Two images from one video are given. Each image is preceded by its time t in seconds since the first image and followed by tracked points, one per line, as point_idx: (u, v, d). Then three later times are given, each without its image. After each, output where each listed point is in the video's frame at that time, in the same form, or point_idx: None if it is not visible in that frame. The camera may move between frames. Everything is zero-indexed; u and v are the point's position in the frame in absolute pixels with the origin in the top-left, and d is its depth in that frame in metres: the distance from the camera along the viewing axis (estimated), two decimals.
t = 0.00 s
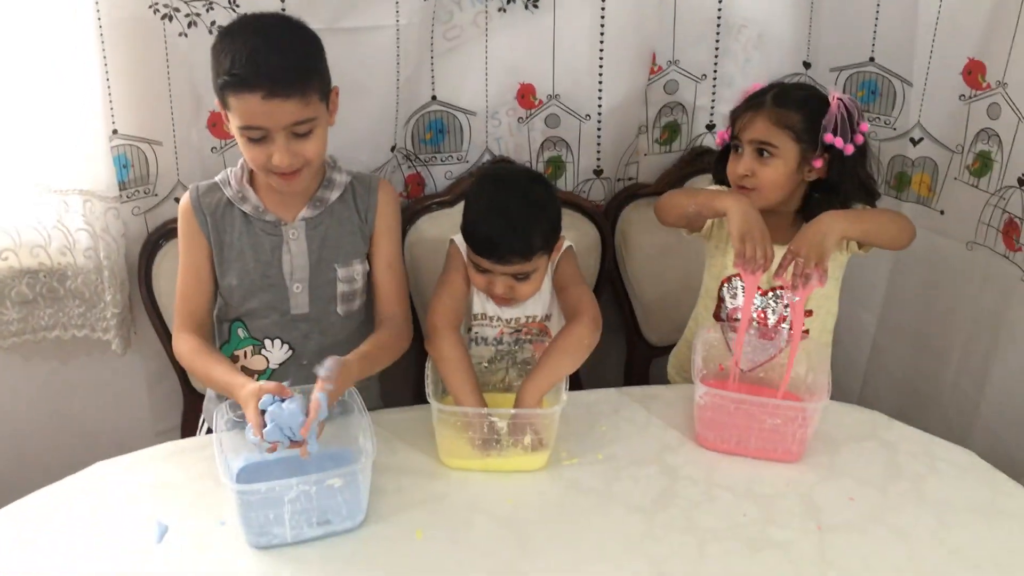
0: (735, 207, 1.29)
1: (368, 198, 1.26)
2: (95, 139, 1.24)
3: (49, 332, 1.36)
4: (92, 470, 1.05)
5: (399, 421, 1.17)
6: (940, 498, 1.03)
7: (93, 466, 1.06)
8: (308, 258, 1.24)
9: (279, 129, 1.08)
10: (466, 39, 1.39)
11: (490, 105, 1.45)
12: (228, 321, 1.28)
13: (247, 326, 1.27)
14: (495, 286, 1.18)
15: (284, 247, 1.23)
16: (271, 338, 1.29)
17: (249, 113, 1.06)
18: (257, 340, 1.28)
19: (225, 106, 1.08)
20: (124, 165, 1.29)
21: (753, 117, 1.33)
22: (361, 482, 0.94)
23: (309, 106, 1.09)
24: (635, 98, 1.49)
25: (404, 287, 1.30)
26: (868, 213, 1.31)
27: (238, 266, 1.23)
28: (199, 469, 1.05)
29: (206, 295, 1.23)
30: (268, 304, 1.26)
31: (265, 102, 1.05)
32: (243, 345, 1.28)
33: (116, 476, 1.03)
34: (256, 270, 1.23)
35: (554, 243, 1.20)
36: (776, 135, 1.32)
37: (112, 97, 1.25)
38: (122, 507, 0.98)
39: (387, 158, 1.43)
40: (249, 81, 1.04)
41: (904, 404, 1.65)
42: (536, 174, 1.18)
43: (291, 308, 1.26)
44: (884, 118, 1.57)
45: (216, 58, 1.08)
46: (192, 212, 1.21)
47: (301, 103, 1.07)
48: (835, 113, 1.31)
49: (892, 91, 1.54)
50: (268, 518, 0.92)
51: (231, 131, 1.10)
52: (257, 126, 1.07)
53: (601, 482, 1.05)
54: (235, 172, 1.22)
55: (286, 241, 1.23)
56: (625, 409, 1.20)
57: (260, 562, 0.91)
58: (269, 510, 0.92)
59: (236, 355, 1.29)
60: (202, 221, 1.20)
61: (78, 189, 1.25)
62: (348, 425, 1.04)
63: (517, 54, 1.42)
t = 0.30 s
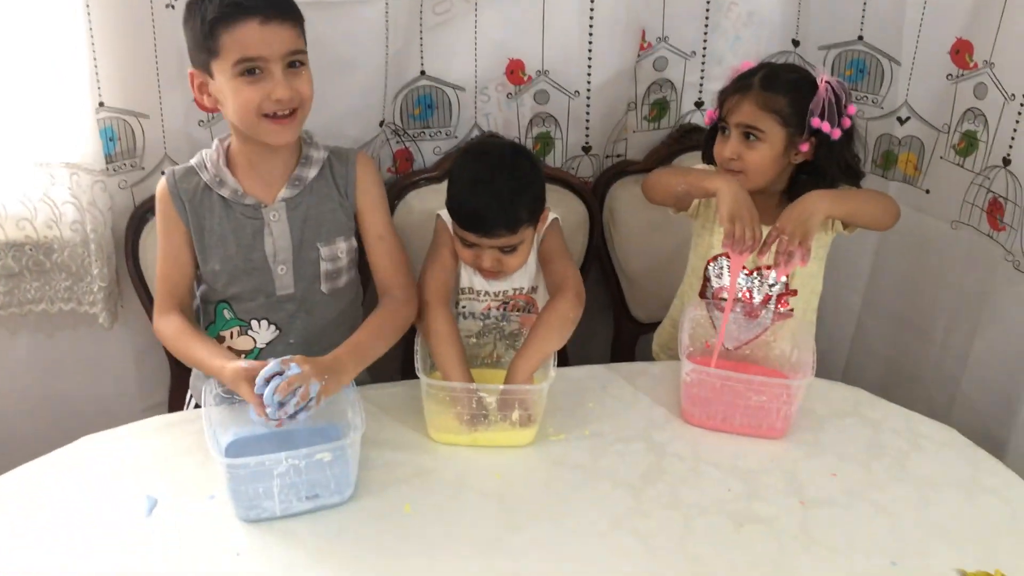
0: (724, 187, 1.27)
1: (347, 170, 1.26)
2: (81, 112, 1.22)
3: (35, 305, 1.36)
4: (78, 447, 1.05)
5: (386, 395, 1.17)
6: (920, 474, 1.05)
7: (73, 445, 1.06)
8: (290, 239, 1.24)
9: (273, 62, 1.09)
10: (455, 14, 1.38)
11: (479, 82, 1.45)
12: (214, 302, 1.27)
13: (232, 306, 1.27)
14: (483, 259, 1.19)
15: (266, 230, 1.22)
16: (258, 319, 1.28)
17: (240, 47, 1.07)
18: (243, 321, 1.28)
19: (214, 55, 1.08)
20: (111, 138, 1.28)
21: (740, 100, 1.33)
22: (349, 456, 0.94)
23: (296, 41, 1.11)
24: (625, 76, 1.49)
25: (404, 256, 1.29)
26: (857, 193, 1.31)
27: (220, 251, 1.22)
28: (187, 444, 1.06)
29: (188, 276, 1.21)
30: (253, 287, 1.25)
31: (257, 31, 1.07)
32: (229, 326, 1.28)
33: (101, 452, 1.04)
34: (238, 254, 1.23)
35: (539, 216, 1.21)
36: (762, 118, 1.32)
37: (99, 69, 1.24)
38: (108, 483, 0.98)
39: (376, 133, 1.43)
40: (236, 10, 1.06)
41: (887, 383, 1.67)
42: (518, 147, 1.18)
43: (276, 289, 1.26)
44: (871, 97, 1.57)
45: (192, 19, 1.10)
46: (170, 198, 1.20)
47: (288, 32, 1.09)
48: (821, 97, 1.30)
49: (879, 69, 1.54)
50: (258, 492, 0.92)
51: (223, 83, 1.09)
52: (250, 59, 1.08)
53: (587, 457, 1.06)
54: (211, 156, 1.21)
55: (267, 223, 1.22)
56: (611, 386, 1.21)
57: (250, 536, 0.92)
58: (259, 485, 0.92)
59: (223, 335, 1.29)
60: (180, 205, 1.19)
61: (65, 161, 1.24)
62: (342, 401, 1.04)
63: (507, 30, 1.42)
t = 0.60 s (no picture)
0: (712, 194, 1.28)
1: (325, 181, 1.26)
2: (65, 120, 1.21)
3: (20, 316, 1.35)
4: (61, 460, 1.04)
5: (371, 404, 1.17)
6: (907, 481, 1.05)
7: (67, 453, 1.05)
8: (272, 246, 1.23)
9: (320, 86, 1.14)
10: (442, 23, 1.38)
11: (465, 90, 1.45)
12: (189, 316, 1.26)
13: (211, 317, 1.26)
14: (470, 269, 1.19)
15: (248, 236, 1.21)
16: (238, 328, 1.28)
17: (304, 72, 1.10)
18: (224, 331, 1.27)
19: (277, 78, 1.08)
20: (95, 147, 1.27)
21: (726, 112, 1.33)
22: (337, 468, 0.94)
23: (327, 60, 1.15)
24: (612, 84, 1.49)
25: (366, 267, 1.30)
26: (843, 200, 1.32)
27: (202, 258, 1.21)
28: (171, 456, 1.05)
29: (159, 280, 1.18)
30: (233, 294, 1.25)
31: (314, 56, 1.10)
32: (209, 337, 1.27)
33: (85, 464, 1.02)
34: (219, 258, 1.22)
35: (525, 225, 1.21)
36: (747, 130, 1.32)
37: (83, 78, 1.23)
38: (92, 496, 0.97)
39: (362, 142, 1.43)
40: (304, 36, 1.08)
41: (874, 388, 1.68)
42: (503, 155, 1.19)
43: (257, 296, 1.25)
44: (856, 105, 1.57)
45: (234, 35, 1.06)
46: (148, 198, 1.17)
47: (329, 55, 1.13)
48: (808, 107, 1.31)
49: (865, 77, 1.55)
50: (244, 505, 0.92)
51: (281, 104, 1.10)
52: (309, 86, 1.11)
53: (576, 466, 1.05)
54: (191, 160, 1.19)
55: (248, 229, 1.21)
56: (599, 394, 1.21)
57: (238, 550, 0.91)
58: (246, 498, 0.91)
59: (204, 347, 1.28)
60: (158, 209, 1.16)
61: (50, 171, 1.22)
62: (329, 412, 1.03)
63: (494, 39, 1.42)
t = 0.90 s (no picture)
0: (704, 199, 1.28)
1: (331, 204, 1.25)
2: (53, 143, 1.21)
3: (5, 339, 1.34)
4: (52, 483, 1.02)
5: (361, 423, 1.17)
6: (900, 495, 1.05)
7: (54, 478, 1.04)
8: (272, 269, 1.23)
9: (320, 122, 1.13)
10: (428, 41, 1.39)
11: (452, 107, 1.45)
12: (186, 327, 1.25)
13: (206, 331, 1.25)
14: (461, 281, 1.19)
15: (248, 256, 1.21)
16: (232, 344, 1.27)
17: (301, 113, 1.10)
18: (218, 346, 1.26)
19: (273, 121, 1.08)
20: (81, 169, 1.27)
21: (734, 146, 1.31)
22: (328, 489, 0.93)
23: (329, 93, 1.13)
24: (598, 100, 1.50)
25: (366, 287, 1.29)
26: (829, 205, 1.32)
27: (202, 273, 1.20)
28: (162, 479, 1.03)
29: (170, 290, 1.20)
30: (227, 313, 1.24)
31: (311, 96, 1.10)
32: (202, 350, 1.26)
33: (77, 485, 1.01)
34: (220, 276, 1.21)
35: (516, 237, 1.21)
36: (757, 160, 1.31)
37: (68, 101, 1.23)
38: (84, 519, 0.96)
39: (350, 160, 1.43)
40: (297, 79, 1.07)
41: (865, 398, 1.68)
42: (493, 169, 1.19)
43: (253, 316, 1.25)
44: (841, 117, 1.59)
45: (224, 81, 1.06)
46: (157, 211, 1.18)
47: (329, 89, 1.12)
48: (797, 116, 1.34)
49: (849, 90, 1.56)
50: (234, 528, 0.91)
51: (278, 146, 1.10)
52: (306, 124, 1.10)
53: (568, 484, 1.05)
54: (201, 175, 1.19)
55: (250, 251, 1.21)
56: (590, 410, 1.21)
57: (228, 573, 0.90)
58: (236, 520, 0.90)
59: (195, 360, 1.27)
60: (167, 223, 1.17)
61: (34, 195, 1.22)
62: (320, 433, 1.03)
63: (481, 56, 1.43)
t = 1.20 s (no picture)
0: (701, 197, 1.27)
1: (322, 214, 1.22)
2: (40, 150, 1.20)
3: None
4: (43, 490, 1.01)
5: (352, 429, 1.16)
6: (891, 498, 1.05)
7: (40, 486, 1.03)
8: (270, 288, 1.20)
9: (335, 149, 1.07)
10: (417, 46, 1.39)
11: (442, 112, 1.45)
12: (182, 343, 1.23)
13: (202, 347, 1.23)
14: (452, 282, 1.19)
15: (246, 277, 1.18)
16: (229, 362, 1.25)
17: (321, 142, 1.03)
18: (214, 363, 1.24)
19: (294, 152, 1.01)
20: (68, 175, 1.27)
21: (732, 152, 1.30)
22: (318, 497, 0.92)
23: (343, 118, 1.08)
24: (588, 104, 1.50)
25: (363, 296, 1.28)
26: (830, 207, 1.32)
27: (197, 295, 1.17)
28: (150, 487, 1.02)
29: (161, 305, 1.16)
30: (225, 332, 1.22)
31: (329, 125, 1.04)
32: (197, 366, 1.24)
33: (66, 493, 1.00)
34: (216, 298, 1.18)
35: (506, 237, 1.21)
36: (754, 165, 1.31)
37: (55, 106, 1.23)
38: (74, 527, 0.95)
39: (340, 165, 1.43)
40: (318, 109, 1.01)
41: (856, 401, 1.68)
42: (479, 170, 1.19)
43: (251, 335, 1.23)
44: (831, 121, 1.60)
45: (240, 113, 0.98)
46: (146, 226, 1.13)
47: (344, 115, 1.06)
48: (790, 120, 1.34)
49: (838, 94, 1.56)
50: (223, 537, 0.90)
51: (297, 177, 1.04)
52: (325, 152, 1.04)
53: (559, 489, 1.04)
54: (193, 191, 1.14)
55: (248, 271, 1.18)
56: (581, 415, 1.20)
57: None
58: (224, 529, 0.90)
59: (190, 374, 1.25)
60: (157, 238, 1.13)
61: (21, 202, 1.21)
62: (309, 439, 1.03)
63: (470, 61, 1.43)
